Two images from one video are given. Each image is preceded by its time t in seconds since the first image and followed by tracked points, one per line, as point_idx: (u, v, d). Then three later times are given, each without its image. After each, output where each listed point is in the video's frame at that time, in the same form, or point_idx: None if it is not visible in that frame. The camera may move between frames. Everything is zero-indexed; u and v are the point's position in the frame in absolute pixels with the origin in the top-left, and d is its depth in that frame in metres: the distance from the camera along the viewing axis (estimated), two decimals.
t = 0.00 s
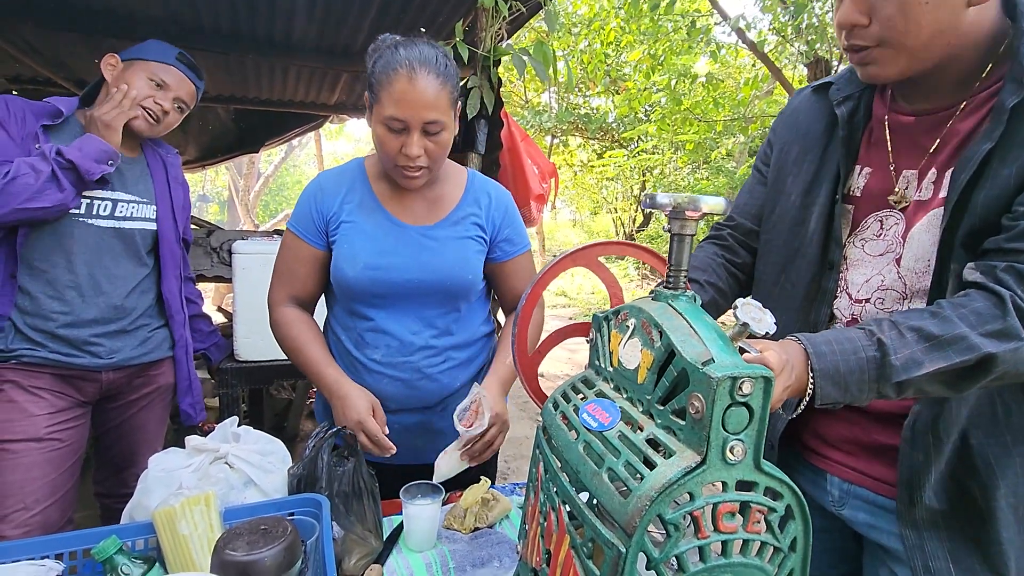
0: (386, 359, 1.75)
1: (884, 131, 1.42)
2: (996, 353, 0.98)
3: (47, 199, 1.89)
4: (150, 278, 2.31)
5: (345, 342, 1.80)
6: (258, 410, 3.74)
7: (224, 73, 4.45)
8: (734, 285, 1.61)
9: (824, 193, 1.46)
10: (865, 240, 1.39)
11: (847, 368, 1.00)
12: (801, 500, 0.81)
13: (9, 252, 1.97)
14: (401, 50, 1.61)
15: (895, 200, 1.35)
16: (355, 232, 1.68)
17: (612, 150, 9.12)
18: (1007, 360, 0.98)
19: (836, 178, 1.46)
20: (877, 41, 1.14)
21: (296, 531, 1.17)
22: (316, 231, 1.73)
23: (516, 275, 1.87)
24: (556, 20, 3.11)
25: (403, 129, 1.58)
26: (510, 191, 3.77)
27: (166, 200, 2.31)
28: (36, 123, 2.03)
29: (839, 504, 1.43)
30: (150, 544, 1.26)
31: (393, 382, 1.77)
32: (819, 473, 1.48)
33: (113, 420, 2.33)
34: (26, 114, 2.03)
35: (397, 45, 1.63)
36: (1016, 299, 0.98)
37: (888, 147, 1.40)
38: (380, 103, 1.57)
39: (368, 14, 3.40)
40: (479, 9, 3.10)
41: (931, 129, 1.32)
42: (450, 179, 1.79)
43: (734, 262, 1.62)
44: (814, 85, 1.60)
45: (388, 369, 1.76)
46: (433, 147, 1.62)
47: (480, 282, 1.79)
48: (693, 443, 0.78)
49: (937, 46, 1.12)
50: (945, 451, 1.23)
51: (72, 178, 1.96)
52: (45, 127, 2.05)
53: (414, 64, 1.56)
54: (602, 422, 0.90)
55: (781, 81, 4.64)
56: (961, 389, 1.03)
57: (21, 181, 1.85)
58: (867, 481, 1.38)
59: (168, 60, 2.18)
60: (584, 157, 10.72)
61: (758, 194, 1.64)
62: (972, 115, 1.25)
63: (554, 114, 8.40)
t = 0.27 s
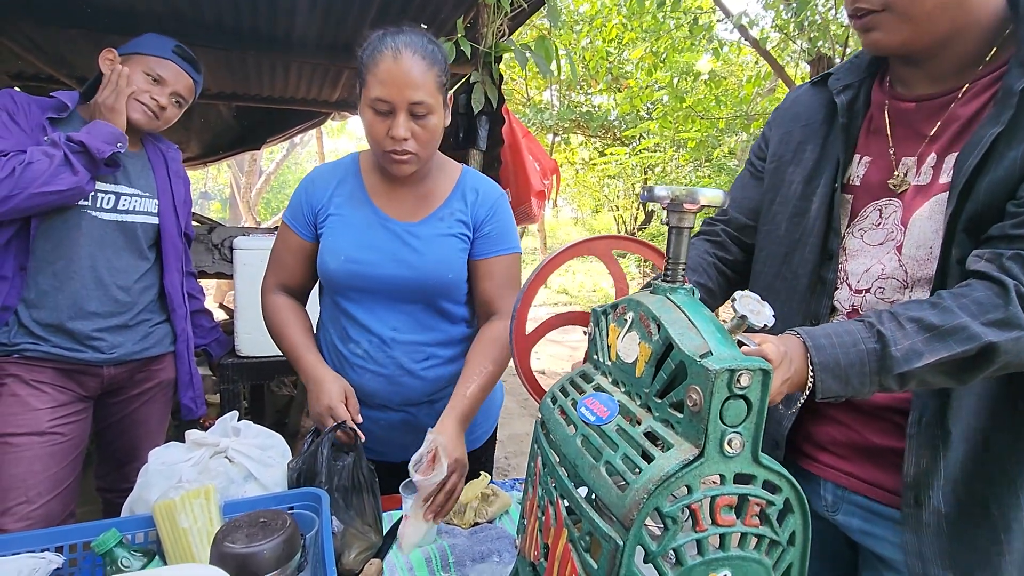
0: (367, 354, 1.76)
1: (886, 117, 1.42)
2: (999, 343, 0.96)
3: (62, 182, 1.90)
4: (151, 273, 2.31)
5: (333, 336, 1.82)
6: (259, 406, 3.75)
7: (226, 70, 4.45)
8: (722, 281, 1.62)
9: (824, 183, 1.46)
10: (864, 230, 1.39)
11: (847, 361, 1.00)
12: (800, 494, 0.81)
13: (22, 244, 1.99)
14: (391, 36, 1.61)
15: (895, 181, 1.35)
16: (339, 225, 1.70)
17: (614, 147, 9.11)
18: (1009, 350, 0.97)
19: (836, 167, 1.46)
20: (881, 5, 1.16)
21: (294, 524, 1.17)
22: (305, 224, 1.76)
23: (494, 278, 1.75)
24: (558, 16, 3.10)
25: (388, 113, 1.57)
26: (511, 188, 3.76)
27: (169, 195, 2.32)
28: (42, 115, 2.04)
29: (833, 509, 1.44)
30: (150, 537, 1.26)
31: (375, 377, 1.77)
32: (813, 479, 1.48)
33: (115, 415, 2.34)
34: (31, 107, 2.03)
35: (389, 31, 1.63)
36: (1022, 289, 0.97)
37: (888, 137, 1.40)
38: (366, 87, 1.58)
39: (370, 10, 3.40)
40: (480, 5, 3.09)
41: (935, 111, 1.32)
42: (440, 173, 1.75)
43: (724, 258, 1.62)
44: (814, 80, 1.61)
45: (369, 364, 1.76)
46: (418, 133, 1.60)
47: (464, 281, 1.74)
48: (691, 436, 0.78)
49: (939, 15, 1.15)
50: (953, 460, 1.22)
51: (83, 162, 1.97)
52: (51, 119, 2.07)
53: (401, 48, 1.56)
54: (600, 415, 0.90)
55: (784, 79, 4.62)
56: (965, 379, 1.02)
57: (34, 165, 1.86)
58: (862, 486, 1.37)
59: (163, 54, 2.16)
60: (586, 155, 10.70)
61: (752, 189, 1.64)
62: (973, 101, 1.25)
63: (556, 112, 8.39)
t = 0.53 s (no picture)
0: (357, 350, 1.76)
1: (880, 122, 1.41)
2: (1012, 341, 0.97)
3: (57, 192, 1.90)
4: (153, 271, 2.31)
5: (327, 333, 1.83)
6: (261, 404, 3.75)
7: (227, 68, 4.46)
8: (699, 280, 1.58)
9: (825, 183, 1.45)
10: (872, 234, 1.37)
11: (857, 361, 0.99)
12: (801, 493, 0.81)
13: (19, 243, 1.98)
14: (385, 31, 1.63)
15: (898, 184, 1.35)
16: (332, 219, 1.72)
17: (616, 146, 9.10)
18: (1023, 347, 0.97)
19: (835, 168, 1.45)
20: (885, 16, 1.14)
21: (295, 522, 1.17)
22: (301, 220, 1.79)
23: (482, 274, 1.69)
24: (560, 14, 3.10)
25: (381, 105, 1.59)
26: (512, 187, 3.76)
27: (170, 194, 2.31)
28: (44, 114, 2.04)
29: (851, 516, 1.42)
30: (150, 535, 1.26)
31: (366, 373, 1.76)
32: (830, 485, 1.46)
33: (117, 412, 2.34)
34: (33, 106, 2.03)
35: (384, 28, 1.65)
36: None
37: (887, 140, 1.39)
38: (360, 81, 1.59)
39: (370, 8, 3.39)
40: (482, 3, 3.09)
41: (933, 111, 1.32)
42: (435, 170, 1.74)
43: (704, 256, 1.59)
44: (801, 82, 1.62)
45: (361, 361, 1.76)
46: (411, 125, 1.60)
47: (454, 277, 1.71)
48: (691, 435, 0.77)
49: (937, 19, 1.15)
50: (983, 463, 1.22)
51: (81, 169, 1.97)
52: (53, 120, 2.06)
53: (393, 41, 1.58)
54: (599, 414, 0.90)
55: (787, 77, 4.61)
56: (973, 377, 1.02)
57: (32, 170, 1.86)
58: (882, 493, 1.36)
59: (159, 52, 2.14)
60: (588, 153, 10.69)
61: (742, 186, 1.62)
62: (971, 98, 1.26)
63: (557, 111, 8.39)
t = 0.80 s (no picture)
0: (366, 347, 1.74)
1: (879, 129, 1.41)
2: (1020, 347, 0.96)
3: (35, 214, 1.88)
4: (155, 270, 2.31)
5: (334, 333, 1.81)
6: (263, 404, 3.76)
7: (229, 68, 4.46)
8: (703, 281, 1.57)
9: (823, 192, 1.45)
10: (874, 239, 1.36)
11: (863, 372, 0.99)
12: (803, 497, 0.80)
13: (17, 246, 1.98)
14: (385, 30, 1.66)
15: (899, 196, 1.34)
16: (339, 217, 1.72)
17: (619, 145, 9.08)
18: None
19: (833, 176, 1.45)
20: (880, 40, 1.12)
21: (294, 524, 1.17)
22: (306, 222, 1.79)
23: (491, 264, 1.72)
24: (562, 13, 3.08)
25: (383, 98, 1.60)
26: (514, 186, 3.75)
27: (171, 194, 2.32)
28: (41, 117, 2.03)
29: (861, 516, 1.41)
30: (150, 536, 1.26)
31: (375, 371, 1.75)
32: (839, 484, 1.45)
33: (118, 411, 2.34)
34: (30, 107, 2.02)
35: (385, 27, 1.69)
36: None
37: (884, 147, 1.39)
38: (362, 77, 1.61)
39: (372, 7, 3.38)
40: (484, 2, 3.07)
41: (929, 117, 1.31)
42: (437, 166, 1.77)
43: (707, 258, 1.58)
44: (794, 87, 1.61)
45: (368, 359, 1.74)
46: (414, 117, 1.61)
47: (463, 268, 1.72)
48: (692, 438, 0.77)
49: (932, 39, 1.13)
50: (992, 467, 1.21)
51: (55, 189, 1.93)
52: (49, 122, 2.05)
53: (395, 37, 1.61)
54: (600, 417, 0.89)
55: (790, 76, 4.58)
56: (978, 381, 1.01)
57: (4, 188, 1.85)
58: (893, 494, 1.34)
59: (149, 49, 2.13)
60: (591, 152, 10.67)
61: (745, 187, 1.61)
62: (966, 105, 1.25)
63: (560, 109, 8.37)
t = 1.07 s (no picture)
0: (387, 340, 1.75)
1: (881, 134, 1.41)
2: None
3: (25, 304, 1.87)
4: (158, 270, 2.32)
5: (352, 328, 1.81)
6: (268, 403, 3.76)
7: (234, 68, 4.47)
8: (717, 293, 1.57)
9: (826, 206, 1.44)
10: (881, 244, 1.36)
11: (875, 377, 0.98)
12: (810, 498, 0.80)
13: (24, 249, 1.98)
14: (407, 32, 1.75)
15: (902, 204, 1.33)
16: (358, 212, 1.74)
17: (623, 145, 9.07)
18: None
19: (836, 186, 1.44)
20: (878, 59, 1.09)
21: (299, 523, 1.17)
22: (322, 221, 1.82)
23: (510, 257, 1.78)
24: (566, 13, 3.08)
25: (415, 92, 1.69)
26: (519, 186, 3.74)
27: (176, 194, 2.33)
28: (47, 117, 2.02)
29: (878, 515, 1.41)
30: (155, 535, 1.26)
31: (395, 364, 1.76)
32: (855, 483, 1.45)
33: (124, 410, 2.35)
34: (36, 108, 2.01)
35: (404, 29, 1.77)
36: None
37: (886, 151, 1.39)
38: (390, 73, 1.70)
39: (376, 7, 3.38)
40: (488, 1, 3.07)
41: (931, 122, 1.30)
42: (450, 162, 1.83)
43: (720, 271, 1.58)
44: (796, 93, 1.59)
45: (390, 352, 1.75)
46: (444, 108, 1.70)
47: (481, 260, 1.76)
48: (698, 440, 0.76)
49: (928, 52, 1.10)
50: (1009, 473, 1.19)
51: None
52: (54, 122, 2.04)
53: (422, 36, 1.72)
54: (605, 418, 0.89)
55: (795, 74, 4.56)
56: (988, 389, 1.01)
57: None
58: (911, 493, 1.34)
59: (145, 47, 2.14)
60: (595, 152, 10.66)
61: (753, 196, 1.61)
62: (968, 107, 1.23)
63: (564, 109, 8.37)
